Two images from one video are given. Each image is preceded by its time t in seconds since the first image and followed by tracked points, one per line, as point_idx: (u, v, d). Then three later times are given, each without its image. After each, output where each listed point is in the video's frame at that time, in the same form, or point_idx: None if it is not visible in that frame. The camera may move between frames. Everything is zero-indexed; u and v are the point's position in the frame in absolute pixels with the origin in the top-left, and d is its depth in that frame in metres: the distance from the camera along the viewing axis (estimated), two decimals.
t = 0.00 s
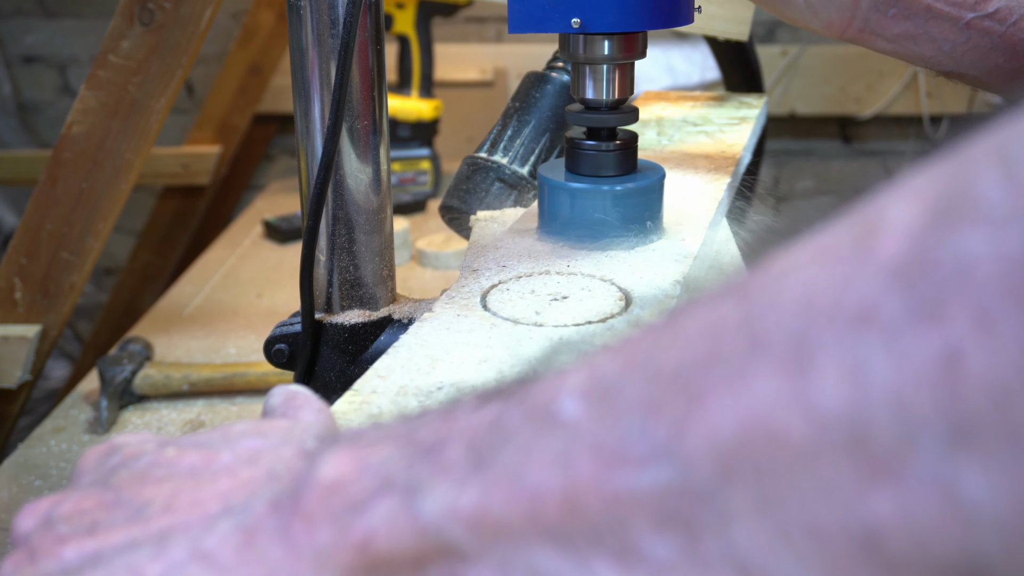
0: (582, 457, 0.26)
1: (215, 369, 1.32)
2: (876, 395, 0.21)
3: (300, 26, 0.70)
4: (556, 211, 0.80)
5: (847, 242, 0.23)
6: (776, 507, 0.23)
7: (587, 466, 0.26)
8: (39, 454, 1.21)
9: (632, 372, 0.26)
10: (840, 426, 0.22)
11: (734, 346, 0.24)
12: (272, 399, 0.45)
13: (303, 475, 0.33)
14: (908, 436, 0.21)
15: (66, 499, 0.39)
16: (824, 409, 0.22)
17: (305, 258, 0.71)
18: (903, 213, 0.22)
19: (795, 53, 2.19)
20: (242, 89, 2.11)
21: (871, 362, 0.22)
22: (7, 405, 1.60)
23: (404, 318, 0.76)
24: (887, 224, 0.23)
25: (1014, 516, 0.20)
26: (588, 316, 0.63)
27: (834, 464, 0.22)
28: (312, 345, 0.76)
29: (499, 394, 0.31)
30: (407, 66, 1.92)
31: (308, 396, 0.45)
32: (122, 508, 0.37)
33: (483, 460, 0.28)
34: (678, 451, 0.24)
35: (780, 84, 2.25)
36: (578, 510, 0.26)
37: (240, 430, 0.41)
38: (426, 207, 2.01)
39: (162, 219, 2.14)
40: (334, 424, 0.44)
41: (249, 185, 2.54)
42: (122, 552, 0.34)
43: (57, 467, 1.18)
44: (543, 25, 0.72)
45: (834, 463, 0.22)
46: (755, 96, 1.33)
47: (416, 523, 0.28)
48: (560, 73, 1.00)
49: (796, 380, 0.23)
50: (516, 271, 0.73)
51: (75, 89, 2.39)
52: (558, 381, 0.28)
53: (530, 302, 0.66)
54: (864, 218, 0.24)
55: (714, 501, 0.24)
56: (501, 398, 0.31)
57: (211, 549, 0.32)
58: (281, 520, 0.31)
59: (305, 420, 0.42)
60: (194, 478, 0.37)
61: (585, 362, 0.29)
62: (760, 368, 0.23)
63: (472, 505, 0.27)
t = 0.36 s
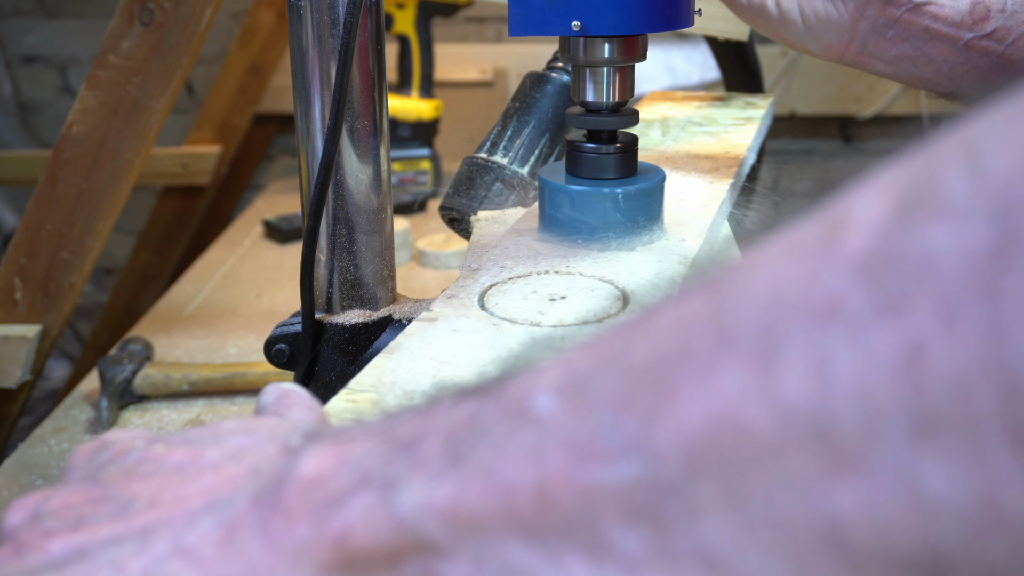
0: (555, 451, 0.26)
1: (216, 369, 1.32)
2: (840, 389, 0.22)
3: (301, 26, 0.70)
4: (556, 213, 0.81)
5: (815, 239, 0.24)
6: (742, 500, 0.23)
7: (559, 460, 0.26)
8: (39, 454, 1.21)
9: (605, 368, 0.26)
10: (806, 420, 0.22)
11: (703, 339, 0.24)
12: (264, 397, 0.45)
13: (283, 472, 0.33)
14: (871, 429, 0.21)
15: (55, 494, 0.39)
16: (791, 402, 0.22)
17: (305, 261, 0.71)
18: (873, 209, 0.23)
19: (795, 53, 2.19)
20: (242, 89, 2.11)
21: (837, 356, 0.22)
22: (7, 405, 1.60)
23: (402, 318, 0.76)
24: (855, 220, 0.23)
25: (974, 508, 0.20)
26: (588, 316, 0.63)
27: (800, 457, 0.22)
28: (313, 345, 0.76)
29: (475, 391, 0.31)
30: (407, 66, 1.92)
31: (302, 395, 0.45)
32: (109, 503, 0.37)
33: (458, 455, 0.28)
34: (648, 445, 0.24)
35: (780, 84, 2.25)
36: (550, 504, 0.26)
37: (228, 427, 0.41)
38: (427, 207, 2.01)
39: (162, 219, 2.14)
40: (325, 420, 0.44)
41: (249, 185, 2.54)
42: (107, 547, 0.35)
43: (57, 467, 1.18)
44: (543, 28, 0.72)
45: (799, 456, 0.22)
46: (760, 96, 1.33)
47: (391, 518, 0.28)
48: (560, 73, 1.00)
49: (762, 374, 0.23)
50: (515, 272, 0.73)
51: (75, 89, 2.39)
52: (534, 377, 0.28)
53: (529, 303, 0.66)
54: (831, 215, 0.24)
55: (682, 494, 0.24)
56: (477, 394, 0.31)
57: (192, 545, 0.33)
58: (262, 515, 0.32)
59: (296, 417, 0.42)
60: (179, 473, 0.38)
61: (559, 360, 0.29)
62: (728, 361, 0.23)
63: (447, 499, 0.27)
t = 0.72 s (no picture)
0: (568, 480, 0.26)
1: (215, 369, 1.32)
2: (852, 421, 0.21)
3: (299, 26, 0.70)
4: (554, 205, 0.80)
5: (822, 264, 0.23)
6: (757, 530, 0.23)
7: (572, 489, 0.25)
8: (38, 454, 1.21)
9: (613, 394, 0.26)
10: (820, 451, 0.22)
11: (713, 368, 0.24)
12: (273, 409, 0.45)
13: (296, 496, 0.33)
14: (885, 460, 0.21)
15: (70, 516, 0.39)
16: (803, 434, 0.22)
17: (304, 262, 0.71)
18: (882, 233, 0.22)
19: (795, 53, 2.19)
20: (242, 89, 2.11)
21: (848, 387, 0.22)
22: (7, 405, 1.60)
23: (401, 318, 0.75)
24: (865, 245, 0.22)
25: (986, 536, 0.21)
26: (588, 318, 0.63)
27: (814, 487, 0.22)
28: (312, 345, 0.76)
29: (486, 416, 0.31)
30: (407, 66, 1.92)
31: (312, 407, 0.45)
32: (124, 527, 0.37)
33: (470, 483, 0.27)
34: (660, 474, 0.24)
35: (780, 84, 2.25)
36: (563, 534, 0.25)
37: (240, 447, 0.41)
38: (426, 207, 2.01)
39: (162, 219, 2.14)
40: (335, 435, 0.44)
41: (249, 185, 2.54)
42: (123, 572, 0.35)
43: (58, 467, 1.18)
44: (541, 19, 0.72)
45: (813, 486, 0.22)
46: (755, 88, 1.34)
47: (405, 546, 0.28)
48: (559, 74, 1.00)
49: (774, 405, 0.23)
50: (515, 273, 0.73)
51: (75, 89, 2.39)
52: (543, 401, 0.28)
53: (530, 305, 0.66)
54: (837, 240, 0.23)
55: (696, 525, 0.23)
56: (490, 420, 0.30)
57: (209, 570, 0.33)
58: (276, 542, 0.31)
59: (306, 435, 0.43)
60: (193, 496, 0.38)
61: (563, 386, 0.28)
62: (739, 391, 0.23)
63: (460, 528, 0.27)
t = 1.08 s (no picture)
0: (617, 535, 0.21)
1: (216, 369, 1.33)
2: (951, 484, 0.17)
3: (300, 26, 0.70)
4: (554, 162, 0.75)
5: (903, 291, 0.18)
6: None
7: (627, 550, 0.20)
8: (38, 453, 1.21)
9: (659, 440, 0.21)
10: (919, 531, 0.17)
11: (786, 421, 0.19)
12: (269, 422, 0.38)
13: (299, 528, 0.25)
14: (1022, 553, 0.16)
15: (45, 548, 0.29)
16: (899, 506, 0.17)
17: (304, 261, 0.71)
18: (979, 241, 0.17)
19: (795, 53, 2.19)
20: (242, 89, 2.11)
21: (949, 456, 0.17)
22: (7, 405, 1.60)
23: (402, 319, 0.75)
24: (949, 290, 0.17)
25: None
26: (587, 327, 0.61)
27: None
28: (312, 344, 0.76)
29: (487, 439, 0.25)
30: (407, 66, 1.92)
31: (309, 418, 0.38)
32: (97, 563, 0.28)
33: (503, 527, 0.22)
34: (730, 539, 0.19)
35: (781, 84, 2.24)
36: None
37: (228, 464, 0.32)
38: (426, 208, 2.01)
39: (162, 219, 2.14)
40: (335, 449, 0.37)
41: (249, 185, 2.54)
42: None
43: (58, 467, 1.18)
44: None
45: None
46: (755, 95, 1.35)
47: None
48: (559, 74, 0.99)
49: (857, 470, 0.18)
50: (511, 279, 0.71)
51: (75, 89, 2.39)
52: (583, 431, 0.23)
53: (526, 312, 0.64)
54: (922, 274, 0.18)
55: None
56: (496, 445, 0.25)
57: None
58: None
59: (304, 446, 0.35)
60: (178, 522, 0.28)
61: (590, 416, 0.23)
62: (817, 450, 0.19)
63: None
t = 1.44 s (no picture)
0: None
1: (216, 369, 1.33)
2: None
3: (300, 26, 0.70)
4: (555, 154, 0.75)
5: (980, 444, 0.23)
6: None
7: None
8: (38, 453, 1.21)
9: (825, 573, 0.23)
10: None
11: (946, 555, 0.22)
12: (270, 494, 0.37)
13: None
14: None
15: None
16: None
17: (304, 261, 0.71)
18: None
19: (794, 52, 2.19)
20: (242, 89, 2.11)
21: None
22: (7, 405, 1.60)
23: (403, 320, 0.76)
24: None
25: None
26: (600, 364, 0.54)
27: None
28: (313, 344, 0.76)
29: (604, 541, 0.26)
30: (407, 66, 1.92)
31: (311, 489, 0.38)
32: None
33: None
34: None
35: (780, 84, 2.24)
36: None
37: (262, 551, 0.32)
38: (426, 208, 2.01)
39: (162, 219, 2.14)
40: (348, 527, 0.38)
41: (249, 185, 2.54)
42: None
43: (58, 467, 1.18)
44: None
45: None
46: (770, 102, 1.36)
47: None
48: (558, 74, 0.99)
49: None
50: (506, 313, 0.63)
51: (75, 89, 2.39)
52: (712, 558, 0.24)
53: (522, 353, 0.56)
54: None
55: None
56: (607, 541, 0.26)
57: None
58: None
59: (320, 527, 0.36)
60: None
61: (726, 531, 0.25)
62: None
63: None
